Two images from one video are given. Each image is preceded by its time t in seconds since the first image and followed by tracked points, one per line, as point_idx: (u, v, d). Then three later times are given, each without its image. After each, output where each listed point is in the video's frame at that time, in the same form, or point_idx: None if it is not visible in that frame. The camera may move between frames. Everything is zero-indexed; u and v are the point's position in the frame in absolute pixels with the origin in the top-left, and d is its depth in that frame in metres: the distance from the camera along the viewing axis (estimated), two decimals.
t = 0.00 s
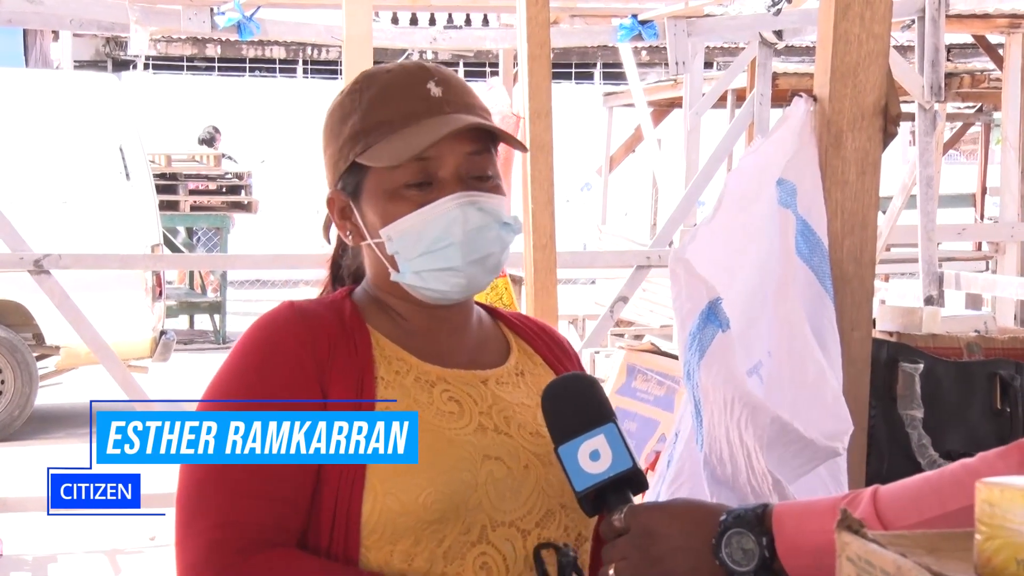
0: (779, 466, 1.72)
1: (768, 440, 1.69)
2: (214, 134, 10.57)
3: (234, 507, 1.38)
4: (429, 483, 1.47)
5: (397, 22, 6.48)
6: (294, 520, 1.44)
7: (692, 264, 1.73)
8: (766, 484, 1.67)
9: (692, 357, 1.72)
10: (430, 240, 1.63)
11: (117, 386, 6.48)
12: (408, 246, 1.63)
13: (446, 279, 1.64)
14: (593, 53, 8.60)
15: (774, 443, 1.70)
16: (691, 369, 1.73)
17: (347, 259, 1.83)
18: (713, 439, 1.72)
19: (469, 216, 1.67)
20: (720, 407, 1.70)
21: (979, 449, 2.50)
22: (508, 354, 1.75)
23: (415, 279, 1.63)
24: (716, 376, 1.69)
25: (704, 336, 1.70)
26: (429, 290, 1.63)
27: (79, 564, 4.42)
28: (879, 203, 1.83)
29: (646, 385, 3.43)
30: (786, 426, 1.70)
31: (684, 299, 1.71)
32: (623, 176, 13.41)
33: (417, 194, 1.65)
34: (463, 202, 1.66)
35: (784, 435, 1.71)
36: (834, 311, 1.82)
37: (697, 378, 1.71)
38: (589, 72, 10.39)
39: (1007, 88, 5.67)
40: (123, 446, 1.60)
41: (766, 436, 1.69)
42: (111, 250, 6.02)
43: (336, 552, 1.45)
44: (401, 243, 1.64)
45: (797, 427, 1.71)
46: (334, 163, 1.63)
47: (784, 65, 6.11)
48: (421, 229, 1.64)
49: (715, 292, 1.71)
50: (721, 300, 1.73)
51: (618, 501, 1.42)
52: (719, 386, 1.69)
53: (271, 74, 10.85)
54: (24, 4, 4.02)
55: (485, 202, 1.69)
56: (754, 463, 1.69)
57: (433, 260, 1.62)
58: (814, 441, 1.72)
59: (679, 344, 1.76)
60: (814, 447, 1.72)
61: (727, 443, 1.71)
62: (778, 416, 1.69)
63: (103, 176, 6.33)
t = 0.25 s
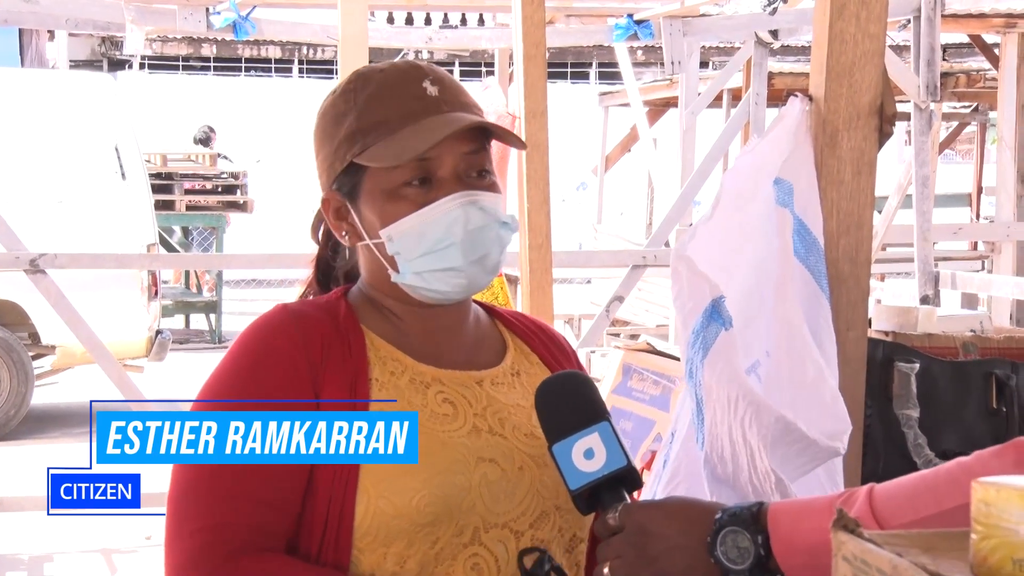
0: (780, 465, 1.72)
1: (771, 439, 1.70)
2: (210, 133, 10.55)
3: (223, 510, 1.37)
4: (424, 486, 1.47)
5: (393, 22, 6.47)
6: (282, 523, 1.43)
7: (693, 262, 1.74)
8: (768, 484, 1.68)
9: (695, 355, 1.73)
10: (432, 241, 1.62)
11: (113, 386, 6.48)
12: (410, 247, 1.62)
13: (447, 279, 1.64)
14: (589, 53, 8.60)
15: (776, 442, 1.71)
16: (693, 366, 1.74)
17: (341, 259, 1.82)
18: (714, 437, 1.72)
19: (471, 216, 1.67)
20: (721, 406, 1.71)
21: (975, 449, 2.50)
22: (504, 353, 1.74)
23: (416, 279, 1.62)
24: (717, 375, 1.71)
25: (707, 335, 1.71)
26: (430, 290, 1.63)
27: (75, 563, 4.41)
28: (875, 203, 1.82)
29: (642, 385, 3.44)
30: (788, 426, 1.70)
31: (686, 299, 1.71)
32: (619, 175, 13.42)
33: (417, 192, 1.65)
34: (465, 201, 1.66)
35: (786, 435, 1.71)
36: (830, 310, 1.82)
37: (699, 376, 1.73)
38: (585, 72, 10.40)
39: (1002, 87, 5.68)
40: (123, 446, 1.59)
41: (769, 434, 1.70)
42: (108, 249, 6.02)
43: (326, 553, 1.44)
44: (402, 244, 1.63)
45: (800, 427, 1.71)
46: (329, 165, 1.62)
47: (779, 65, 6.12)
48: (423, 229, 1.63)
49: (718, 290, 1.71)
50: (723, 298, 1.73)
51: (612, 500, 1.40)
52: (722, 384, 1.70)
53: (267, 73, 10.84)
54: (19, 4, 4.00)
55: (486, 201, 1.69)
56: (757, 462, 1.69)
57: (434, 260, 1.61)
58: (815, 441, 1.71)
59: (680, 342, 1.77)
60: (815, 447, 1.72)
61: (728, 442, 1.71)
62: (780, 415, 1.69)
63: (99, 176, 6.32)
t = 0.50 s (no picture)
0: (779, 465, 1.72)
1: (770, 440, 1.70)
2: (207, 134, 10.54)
3: (215, 516, 1.37)
4: (422, 489, 1.47)
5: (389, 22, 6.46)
6: (277, 526, 1.43)
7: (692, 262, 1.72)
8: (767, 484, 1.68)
9: (694, 356, 1.72)
10: (434, 239, 1.63)
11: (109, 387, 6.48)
12: (412, 245, 1.62)
13: (450, 277, 1.64)
14: (586, 53, 8.60)
15: (776, 442, 1.70)
16: (692, 367, 1.73)
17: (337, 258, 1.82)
18: (712, 437, 1.71)
19: (473, 214, 1.67)
20: (721, 406, 1.69)
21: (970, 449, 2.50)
22: (501, 352, 1.75)
23: (417, 276, 1.62)
24: (717, 376, 1.70)
25: (706, 334, 1.70)
26: (430, 287, 1.63)
27: (71, 565, 4.40)
28: (872, 203, 1.83)
29: (638, 386, 3.43)
30: (788, 426, 1.70)
31: (684, 298, 1.70)
32: (616, 176, 13.42)
33: (420, 190, 1.65)
34: (468, 200, 1.67)
35: (785, 435, 1.70)
36: (826, 310, 1.82)
37: (697, 377, 1.72)
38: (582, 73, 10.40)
39: (998, 88, 5.69)
40: (123, 446, 1.59)
41: (768, 435, 1.69)
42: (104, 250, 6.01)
43: (323, 556, 1.44)
44: (403, 242, 1.63)
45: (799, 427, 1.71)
46: (330, 162, 1.61)
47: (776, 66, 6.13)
48: (425, 227, 1.64)
49: (716, 290, 1.71)
50: (722, 298, 1.72)
51: (609, 499, 1.41)
52: (721, 383, 1.70)
53: (263, 74, 10.83)
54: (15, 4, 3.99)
55: (489, 201, 1.70)
56: (754, 463, 1.68)
57: (436, 258, 1.62)
58: (814, 441, 1.72)
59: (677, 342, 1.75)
60: (814, 447, 1.72)
61: (727, 442, 1.69)
62: (780, 415, 1.69)
63: (95, 177, 6.31)
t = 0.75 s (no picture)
0: (779, 465, 1.69)
1: (770, 440, 1.67)
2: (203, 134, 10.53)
3: (216, 517, 1.37)
4: (421, 490, 1.47)
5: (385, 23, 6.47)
6: (279, 526, 1.43)
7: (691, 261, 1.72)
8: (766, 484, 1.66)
9: (694, 354, 1.72)
10: (431, 243, 1.63)
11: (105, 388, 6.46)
12: (407, 249, 1.62)
13: (444, 280, 1.64)
14: (581, 54, 8.60)
15: (775, 443, 1.68)
16: (692, 365, 1.73)
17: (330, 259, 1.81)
18: (711, 436, 1.71)
19: (468, 217, 1.67)
20: (720, 405, 1.69)
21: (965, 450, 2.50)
22: (497, 353, 1.75)
23: (413, 280, 1.62)
24: (716, 375, 1.69)
25: (706, 334, 1.70)
26: (426, 293, 1.63)
27: (66, 565, 4.39)
28: (866, 204, 1.84)
29: (634, 386, 3.43)
30: (788, 426, 1.67)
31: (683, 298, 1.70)
32: (612, 177, 13.43)
33: (416, 195, 1.64)
34: (463, 202, 1.67)
35: (785, 435, 1.68)
36: (821, 310, 1.83)
37: (697, 376, 1.71)
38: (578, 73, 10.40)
39: (994, 88, 5.69)
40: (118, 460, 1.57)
41: (768, 435, 1.67)
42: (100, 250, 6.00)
43: (325, 557, 1.44)
44: (398, 245, 1.63)
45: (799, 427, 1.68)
46: (324, 166, 1.61)
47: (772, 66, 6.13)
48: (421, 230, 1.64)
49: (716, 290, 1.70)
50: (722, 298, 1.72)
51: (604, 501, 1.41)
52: (721, 383, 1.69)
53: (259, 74, 10.81)
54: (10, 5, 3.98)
55: (482, 204, 1.70)
56: (754, 462, 1.67)
57: (432, 261, 1.62)
58: (813, 441, 1.70)
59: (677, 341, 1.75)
60: (812, 447, 1.70)
61: (726, 441, 1.68)
62: (780, 415, 1.67)
63: (91, 177, 6.29)
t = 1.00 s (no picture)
0: (785, 465, 1.67)
1: (778, 441, 1.65)
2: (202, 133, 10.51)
3: (223, 520, 1.37)
4: (424, 493, 1.46)
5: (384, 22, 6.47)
6: (286, 528, 1.42)
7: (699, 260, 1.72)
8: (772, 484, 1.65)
9: (703, 353, 1.73)
10: (432, 232, 1.62)
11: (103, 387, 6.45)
12: (410, 239, 1.61)
13: (450, 270, 1.63)
14: (580, 53, 8.60)
15: (783, 444, 1.66)
16: (699, 364, 1.75)
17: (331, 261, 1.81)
18: (718, 435, 1.71)
19: (469, 206, 1.66)
20: (727, 403, 1.69)
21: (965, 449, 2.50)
22: (499, 354, 1.74)
23: (417, 271, 1.62)
24: (724, 373, 1.69)
25: (714, 332, 1.71)
26: (430, 283, 1.62)
27: (65, 564, 4.39)
28: (866, 203, 1.83)
29: (632, 386, 3.44)
30: (796, 427, 1.65)
31: (691, 296, 1.71)
32: (611, 176, 13.43)
33: (417, 183, 1.64)
34: (463, 190, 1.66)
35: (793, 436, 1.66)
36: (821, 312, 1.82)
37: (706, 374, 1.72)
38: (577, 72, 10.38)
39: (993, 88, 5.69)
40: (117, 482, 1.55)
41: (776, 436, 1.65)
42: (98, 250, 5.99)
43: (331, 558, 1.44)
44: (401, 235, 1.62)
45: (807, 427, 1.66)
46: (324, 163, 1.61)
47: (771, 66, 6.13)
48: (422, 220, 1.63)
49: (725, 287, 1.71)
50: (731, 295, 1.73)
51: (603, 502, 1.41)
52: (729, 382, 1.69)
53: (258, 73, 10.80)
54: (9, 4, 3.97)
55: (482, 191, 1.68)
56: (762, 461, 1.66)
57: (435, 250, 1.62)
58: (820, 442, 1.67)
59: (685, 339, 1.76)
60: (819, 449, 1.68)
61: (732, 440, 1.69)
62: (789, 415, 1.64)
63: (90, 176, 6.29)
